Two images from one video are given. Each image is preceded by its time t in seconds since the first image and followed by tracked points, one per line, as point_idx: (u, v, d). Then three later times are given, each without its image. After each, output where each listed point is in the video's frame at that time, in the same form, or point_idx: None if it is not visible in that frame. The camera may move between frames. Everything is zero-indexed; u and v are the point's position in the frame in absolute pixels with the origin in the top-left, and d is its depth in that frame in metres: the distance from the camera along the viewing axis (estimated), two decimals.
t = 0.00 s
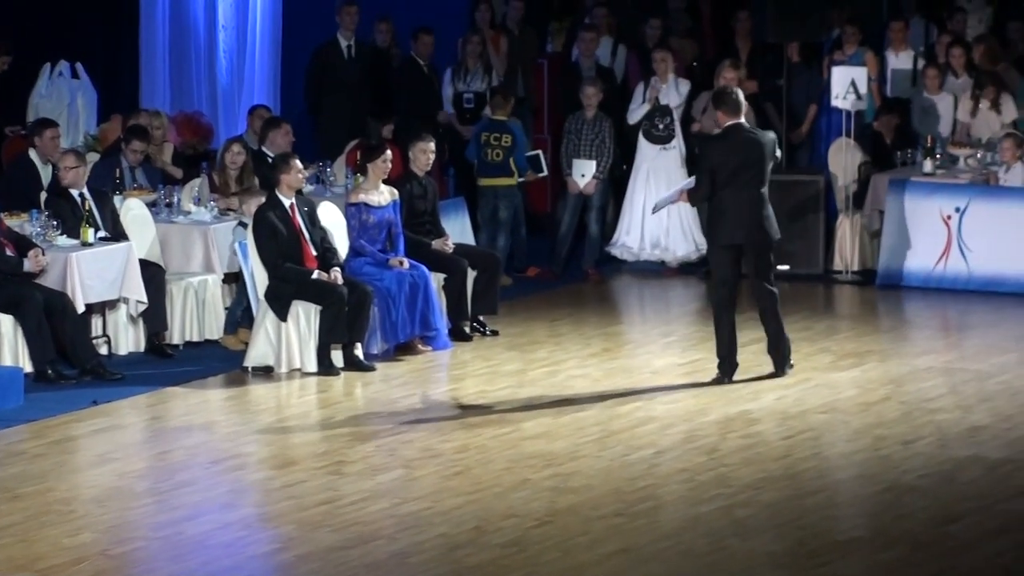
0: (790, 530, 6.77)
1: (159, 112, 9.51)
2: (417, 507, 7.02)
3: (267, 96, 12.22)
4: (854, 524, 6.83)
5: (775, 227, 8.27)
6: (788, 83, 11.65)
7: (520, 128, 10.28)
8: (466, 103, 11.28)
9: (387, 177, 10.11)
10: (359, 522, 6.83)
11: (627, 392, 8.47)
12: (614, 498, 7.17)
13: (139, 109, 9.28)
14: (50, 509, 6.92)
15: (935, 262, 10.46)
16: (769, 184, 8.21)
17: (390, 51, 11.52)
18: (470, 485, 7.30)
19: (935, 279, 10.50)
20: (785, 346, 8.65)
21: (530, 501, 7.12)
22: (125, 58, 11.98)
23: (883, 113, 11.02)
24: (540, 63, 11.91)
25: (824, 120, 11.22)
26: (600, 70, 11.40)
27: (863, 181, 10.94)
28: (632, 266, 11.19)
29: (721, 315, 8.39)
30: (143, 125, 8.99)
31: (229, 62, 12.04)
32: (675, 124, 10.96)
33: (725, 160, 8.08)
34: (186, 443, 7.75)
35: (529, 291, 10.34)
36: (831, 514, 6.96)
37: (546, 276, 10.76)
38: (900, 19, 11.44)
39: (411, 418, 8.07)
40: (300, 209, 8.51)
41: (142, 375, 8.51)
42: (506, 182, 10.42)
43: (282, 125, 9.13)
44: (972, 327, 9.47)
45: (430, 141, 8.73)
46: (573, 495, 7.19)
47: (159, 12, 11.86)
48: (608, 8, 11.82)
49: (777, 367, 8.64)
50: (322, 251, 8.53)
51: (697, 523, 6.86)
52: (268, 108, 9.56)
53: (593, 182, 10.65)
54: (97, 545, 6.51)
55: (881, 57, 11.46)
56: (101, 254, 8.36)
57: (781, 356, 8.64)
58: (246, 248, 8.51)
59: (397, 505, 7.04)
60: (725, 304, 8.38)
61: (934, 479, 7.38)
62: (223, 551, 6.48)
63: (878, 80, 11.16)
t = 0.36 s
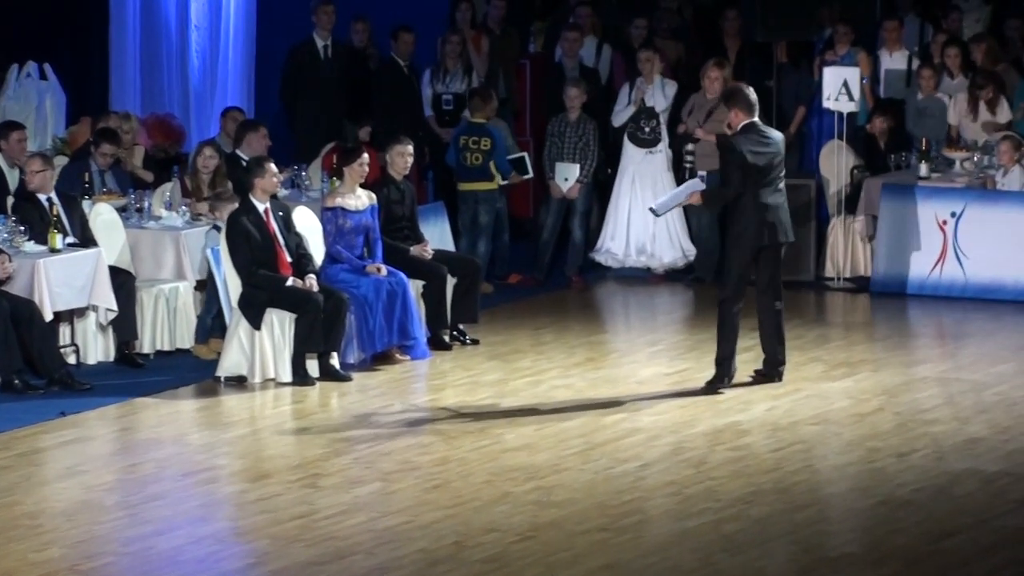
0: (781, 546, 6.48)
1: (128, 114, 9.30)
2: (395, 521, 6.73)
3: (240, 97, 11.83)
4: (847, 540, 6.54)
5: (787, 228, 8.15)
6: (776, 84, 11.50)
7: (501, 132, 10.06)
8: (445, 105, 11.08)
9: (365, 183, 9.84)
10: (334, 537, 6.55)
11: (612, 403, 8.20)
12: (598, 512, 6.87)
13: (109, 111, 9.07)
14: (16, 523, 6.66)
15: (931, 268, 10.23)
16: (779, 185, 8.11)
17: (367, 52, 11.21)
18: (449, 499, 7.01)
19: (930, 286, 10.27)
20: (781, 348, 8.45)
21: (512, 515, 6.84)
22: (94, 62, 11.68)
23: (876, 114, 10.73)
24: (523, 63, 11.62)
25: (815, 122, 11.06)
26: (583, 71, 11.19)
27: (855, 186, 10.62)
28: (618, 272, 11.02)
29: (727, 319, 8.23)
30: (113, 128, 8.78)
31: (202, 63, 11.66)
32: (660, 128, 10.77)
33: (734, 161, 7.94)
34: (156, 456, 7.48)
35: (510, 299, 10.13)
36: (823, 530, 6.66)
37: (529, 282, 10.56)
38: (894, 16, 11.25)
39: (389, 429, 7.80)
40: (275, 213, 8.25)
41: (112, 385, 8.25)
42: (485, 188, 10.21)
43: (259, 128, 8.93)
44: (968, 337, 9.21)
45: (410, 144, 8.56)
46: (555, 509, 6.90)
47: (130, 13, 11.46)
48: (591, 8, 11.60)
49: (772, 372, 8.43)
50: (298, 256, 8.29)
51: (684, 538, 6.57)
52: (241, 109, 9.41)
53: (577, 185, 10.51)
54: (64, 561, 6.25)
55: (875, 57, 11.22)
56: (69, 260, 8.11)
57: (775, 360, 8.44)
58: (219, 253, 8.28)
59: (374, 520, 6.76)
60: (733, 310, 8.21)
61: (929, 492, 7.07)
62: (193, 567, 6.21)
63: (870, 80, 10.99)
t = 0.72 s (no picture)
0: (780, 560, 6.09)
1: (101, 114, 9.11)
2: (376, 536, 6.36)
3: (216, 97, 11.55)
4: (846, 555, 6.15)
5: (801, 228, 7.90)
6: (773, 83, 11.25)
7: (487, 134, 9.83)
8: (426, 104, 10.81)
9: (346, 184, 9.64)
10: (314, 552, 6.17)
11: (602, 414, 7.88)
12: (587, 527, 6.49)
13: (80, 112, 8.87)
14: None
15: (933, 274, 9.92)
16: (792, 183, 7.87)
17: (347, 48, 10.95)
18: (433, 513, 6.65)
19: (932, 292, 9.96)
20: (780, 356, 8.13)
21: (499, 529, 6.46)
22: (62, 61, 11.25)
23: (876, 113, 10.43)
24: (509, 61, 11.39)
25: (813, 121, 10.78)
26: (572, 68, 10.86)
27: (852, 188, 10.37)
28: (607, 278, 10.73)
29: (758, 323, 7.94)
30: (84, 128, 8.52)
31: (176, 61, 11.39)
32: (652, 129, 10.50)
33: (750, 157, 7.68)
34: (130, 468, 7.13)
35: (493, 306, 9.89)
36: (823, 545, 6.27)
37: (515, 288, 10.33)
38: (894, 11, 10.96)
39: (370, 441, 7.48)
40: (251, 217, 7.94)
41: (83, 396, 7.95)
42: (470, 191, 9.98)
43: (235, 128, 8.67)
44: (971, 345, 8.92)
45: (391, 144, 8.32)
46: (544, 524, 6.53)
47: (102, 11, 11.15)
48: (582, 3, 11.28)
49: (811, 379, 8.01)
50: (276, 262, 8.00)
51: (677, 553, 6.18)
52: (216, 109, 9.12)
53: (565, 188, 10.29)
54: None
55: (875, 54, 10.96)
56: (39, 266, 7.74)
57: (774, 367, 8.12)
58: (194, 258, 8.01)
59: (354, 535, 6.38)
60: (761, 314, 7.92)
61: (932, 507, 6.70)
62: None
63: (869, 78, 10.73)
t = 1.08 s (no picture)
0: (773, 566, 6.06)
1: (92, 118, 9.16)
2: (367, 541, 6.33)
3: (207, 101, 11.56)
4: (839, 561, 6.12)
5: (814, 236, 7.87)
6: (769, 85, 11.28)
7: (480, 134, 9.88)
8: (420, 108, 10.72)
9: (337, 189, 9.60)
10: (304, 557, 6.15)
11: (595, 419, 7.86)
12: (579, 532, 6.47)
13: (71, 114, 8.91)
14: None
15: (927, 278, 9.95)
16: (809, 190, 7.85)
17: (340, 52, 10.92)
18: (424, 518, 6.62)
19: (926, 296, 10.00)
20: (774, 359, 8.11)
21: (490, 534, 6.44)
22: (55, 61, 11.19)
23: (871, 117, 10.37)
24: (501, 65, 11.41)
25: (806, 124, 10.69)
26: (564, 72, 10.82)
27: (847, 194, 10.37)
28: (600, 282, 10.73)
29: (766, 325, 7.90)
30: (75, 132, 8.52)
31: (166, 65, 11.39)
32: (645, 132, 10.48)
33: (771, 161, 7.66)
34: (121, 472, 7.11)
35: (486, 310, 9.88)
36: (815, 550, 6.24)
37: (507, 292, 10.31)
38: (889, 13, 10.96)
39: (362, 446, 7.46)
40: (244, 221, 7.93)
41: (75, 400, 7.94)
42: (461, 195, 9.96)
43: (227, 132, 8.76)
44: (966, 349, 8.89)
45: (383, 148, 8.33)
46: (536, 529, 6.50)
47: (93, 11, 11.18)
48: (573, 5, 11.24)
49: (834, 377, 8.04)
50: (267, 266, 8.00)
51: (669, 558, 6.16)
52: (207, 113, 9.17)
53: (558, 192, 10.24)
54: None
55: (868, 57, 10.94)
56: (31, 270, 7.67)
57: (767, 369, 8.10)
58: (186, 263, 7.99)
59: (347, 539, 6.36)
60: (770, 317, 7.89)
61: (925, 511, 6.67)
62: None
63: (863, 81, 10.69)
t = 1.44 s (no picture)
0: (771, 567, 6.06)
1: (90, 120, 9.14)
2: (366, 543, 6.33)
3: (206, 102, 11.53)
4: (838, 562, 6.12)
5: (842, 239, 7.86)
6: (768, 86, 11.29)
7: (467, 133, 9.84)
8: (421, 109, 10.71)
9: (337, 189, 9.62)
10: (303, 559, 6.15)
11: (594, 420, 7.87)
12: (578, 533, 6.47)
13: (70, 116, 8.91)
14: None
15: (925, 279, 9.95)
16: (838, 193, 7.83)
17: (340, 53, 10.95)
18: (423, 519, 6.62)
19: (924, 298, 9.99)
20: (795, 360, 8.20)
21: (489, 536, 6.44)
22: (54, 61, 11.22)
23: (870, 119, 10.42)
24: (501, 66, 11.46)
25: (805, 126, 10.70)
26: (563, 73, 10.81)
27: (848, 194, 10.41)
28: (599, 283, 10.74)
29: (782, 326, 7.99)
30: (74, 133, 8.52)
31: (166, 65, 11.37)
32: (644, 133, 10.48)
33: (796, 165, 7.66)
34: (121, 473, 7.11)
35: (485, 311, 9.89)
36: (814, 551, 6.24)
37: (506, 293, 10.33)
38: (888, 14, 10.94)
39: (361, 447, 7.46)
40: (242, 222, 7.94)
41: (74, 401, 7.95)
42: (457, 195, 9.98)
43: (227, 132, 8.77)
44: (964, 351, 8.89)
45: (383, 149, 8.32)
46: (534, 530, 6.51)
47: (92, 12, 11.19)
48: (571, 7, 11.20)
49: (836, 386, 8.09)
50: (266, 267, 8.01)
51: (668, 559, 6.16)
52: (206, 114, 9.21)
53: (557, 194, 10.23)
54: None
55: (867, 58, 10.94)
56: (31, 270, 7.64)
57: (793, 363, 8.24)
58: (185, 264, 8.00)
59: (346, 541, 6.36)
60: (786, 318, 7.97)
61: (923, 513, 6.67)
62: None
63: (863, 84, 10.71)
